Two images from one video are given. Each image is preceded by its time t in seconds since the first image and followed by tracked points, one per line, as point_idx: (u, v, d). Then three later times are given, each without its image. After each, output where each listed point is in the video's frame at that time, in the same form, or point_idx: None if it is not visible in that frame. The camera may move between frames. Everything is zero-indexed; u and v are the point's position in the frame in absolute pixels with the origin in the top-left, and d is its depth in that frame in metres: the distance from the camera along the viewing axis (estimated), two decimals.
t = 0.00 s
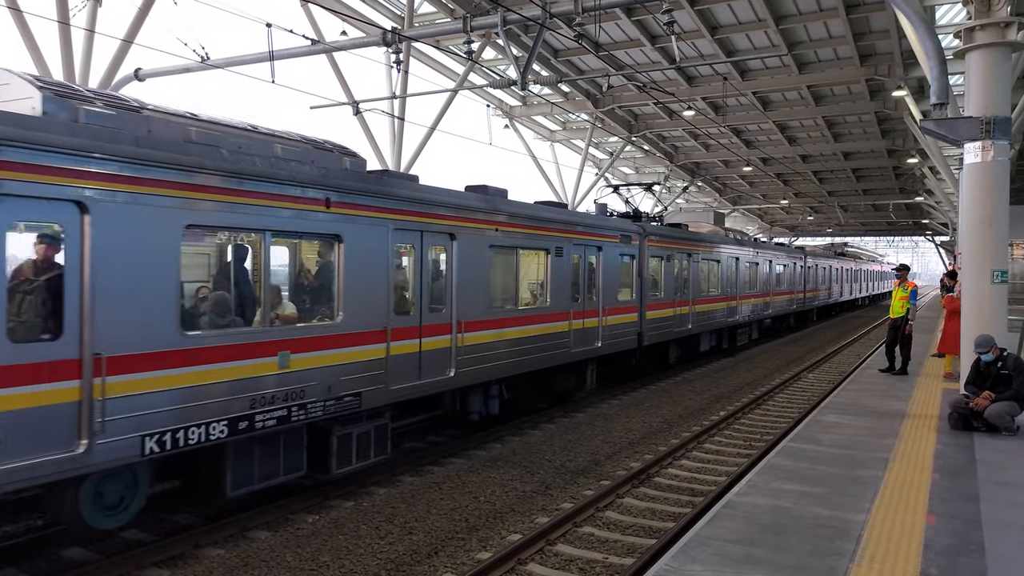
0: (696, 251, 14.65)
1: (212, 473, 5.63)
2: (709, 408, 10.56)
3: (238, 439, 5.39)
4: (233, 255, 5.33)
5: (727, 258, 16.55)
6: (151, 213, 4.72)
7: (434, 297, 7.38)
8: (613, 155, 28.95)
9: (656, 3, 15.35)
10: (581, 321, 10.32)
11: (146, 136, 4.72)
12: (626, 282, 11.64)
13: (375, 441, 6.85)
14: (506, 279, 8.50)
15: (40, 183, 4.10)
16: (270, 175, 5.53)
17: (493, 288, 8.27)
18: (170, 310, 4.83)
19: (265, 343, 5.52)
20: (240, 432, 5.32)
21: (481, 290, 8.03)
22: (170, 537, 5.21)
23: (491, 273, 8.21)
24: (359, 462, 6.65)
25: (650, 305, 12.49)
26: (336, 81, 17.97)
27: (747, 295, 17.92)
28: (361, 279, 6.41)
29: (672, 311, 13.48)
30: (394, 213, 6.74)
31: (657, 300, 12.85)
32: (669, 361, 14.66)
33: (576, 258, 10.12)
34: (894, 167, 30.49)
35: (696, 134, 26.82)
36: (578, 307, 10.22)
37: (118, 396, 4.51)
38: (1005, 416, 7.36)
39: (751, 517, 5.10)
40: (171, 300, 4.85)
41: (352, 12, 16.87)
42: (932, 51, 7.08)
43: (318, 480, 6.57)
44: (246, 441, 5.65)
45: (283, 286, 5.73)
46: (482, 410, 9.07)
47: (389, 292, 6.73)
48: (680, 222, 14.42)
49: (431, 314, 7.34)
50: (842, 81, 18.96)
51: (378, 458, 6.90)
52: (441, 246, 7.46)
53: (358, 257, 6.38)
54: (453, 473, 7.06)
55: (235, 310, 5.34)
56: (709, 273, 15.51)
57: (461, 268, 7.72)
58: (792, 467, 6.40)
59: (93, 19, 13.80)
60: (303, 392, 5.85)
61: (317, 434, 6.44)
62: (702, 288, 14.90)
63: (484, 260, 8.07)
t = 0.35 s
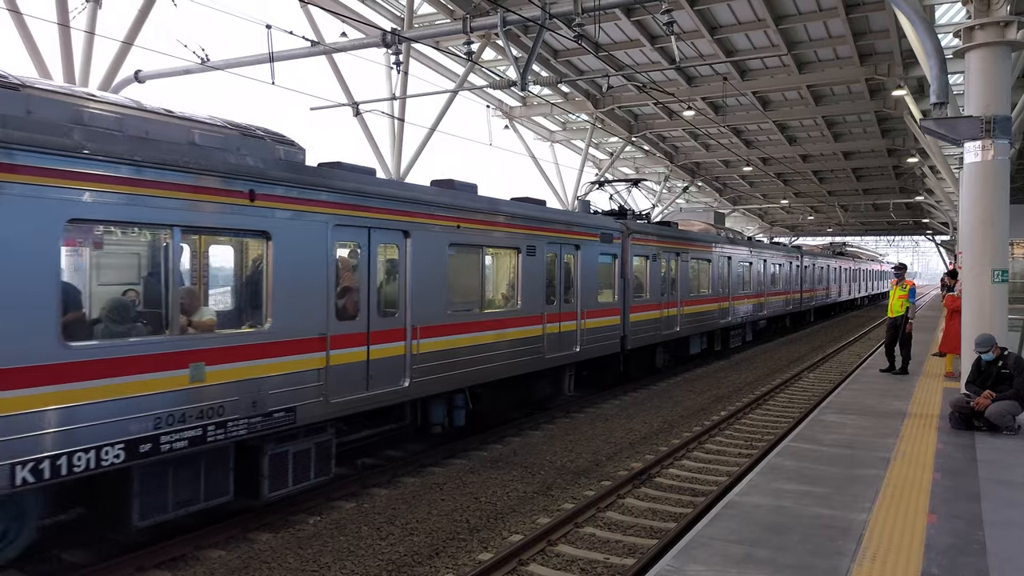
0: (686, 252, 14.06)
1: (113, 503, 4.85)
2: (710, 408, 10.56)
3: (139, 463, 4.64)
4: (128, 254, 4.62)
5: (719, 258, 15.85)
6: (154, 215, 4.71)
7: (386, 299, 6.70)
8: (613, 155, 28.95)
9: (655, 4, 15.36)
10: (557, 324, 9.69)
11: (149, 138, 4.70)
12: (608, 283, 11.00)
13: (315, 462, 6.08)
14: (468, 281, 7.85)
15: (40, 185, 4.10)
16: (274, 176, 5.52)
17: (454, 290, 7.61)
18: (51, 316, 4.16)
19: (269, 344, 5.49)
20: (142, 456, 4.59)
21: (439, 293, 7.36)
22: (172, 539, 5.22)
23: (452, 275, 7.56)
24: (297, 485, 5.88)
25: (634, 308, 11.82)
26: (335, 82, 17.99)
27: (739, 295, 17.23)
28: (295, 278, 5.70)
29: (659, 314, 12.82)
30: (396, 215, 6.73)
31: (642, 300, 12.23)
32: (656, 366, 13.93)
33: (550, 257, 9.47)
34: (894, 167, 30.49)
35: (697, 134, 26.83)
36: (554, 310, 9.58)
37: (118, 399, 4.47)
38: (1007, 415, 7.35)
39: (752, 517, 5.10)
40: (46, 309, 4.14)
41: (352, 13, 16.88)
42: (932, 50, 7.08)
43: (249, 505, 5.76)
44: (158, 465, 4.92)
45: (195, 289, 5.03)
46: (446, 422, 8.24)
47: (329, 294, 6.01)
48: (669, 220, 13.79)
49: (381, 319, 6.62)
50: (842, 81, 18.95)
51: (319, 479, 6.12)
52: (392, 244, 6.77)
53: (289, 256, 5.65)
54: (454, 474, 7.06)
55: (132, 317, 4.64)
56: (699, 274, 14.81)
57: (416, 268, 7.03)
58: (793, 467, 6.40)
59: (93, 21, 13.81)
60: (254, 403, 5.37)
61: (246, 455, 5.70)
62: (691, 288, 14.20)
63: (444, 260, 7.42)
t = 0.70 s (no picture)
0: (673, 252, 13.49)
1: None
2: (711, 409, 10.56)
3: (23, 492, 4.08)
4: (34, 255, 4.18)
5: (709, 258, 15.31)
6: (157, 217, 4.78)
7: (329, 303, 6.16)
8: (613, 156, 28.94)
9: (656, 5, 15.36)
10: (532, 329, 9.20)
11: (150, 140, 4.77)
12: (586, 283, 10.51)
13: (244, 484, 5.52)
14: (428, 282, 7.34)
15: (41, 186, 4.17)
16: (271, 177, 5.56)
17: (411, 293, 7.09)
18: None
19: (266, 345, 5.53)
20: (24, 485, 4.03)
21: (393, 295, 6.81)
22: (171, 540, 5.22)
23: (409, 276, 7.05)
24: (219, 512, 5.28)
25: (616, 310, 11.32)
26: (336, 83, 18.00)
27: (732, 297, 16.68)
28: (215, 280, 5.15)
29: (644, 316, 12.33)
30: (393, 216, 6.77)
31: (625, 303, 11.71)
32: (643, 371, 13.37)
33: (523, 256, 8.98)
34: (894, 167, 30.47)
35: (697, 135, 26.83)
36: (527, 313, 9.09)
37: (114, 400, 4.50)
38: (1008, 415, 7.34)
39: (753, 517, 5.11)
40: None
41: (352, 15, 16.89)
42: (932, 50, 7.08)
43: (166, 534, 5.17)
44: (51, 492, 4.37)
45: (93, 293, 4.50)
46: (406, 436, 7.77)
47: (259, 298, 5.47)
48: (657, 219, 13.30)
49: (323, 325, 6.07)
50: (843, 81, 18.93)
51: (250, 503, 5.55)
52: (337, 243, 6.24)
53: (206, 255, 5.08)
54: (455, 475, 7.06)
55: (22, 324, 4.13)
56: (688, 275, 14.27)
57: (366, 269, 6.49)
58: (794, 467, 6.40)
59: (94, 23, 13.82)
60: (253, 404, 5.41)
61: (162, 479, 5.13)
62: (679, 290, 13.67)
63: (399, 260, 6.87)
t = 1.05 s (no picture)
0: (662, 253, 12.97)
1: None
2: (712, 410, 10.56)
3: None
4: None
5: (700, 259, 14.75)
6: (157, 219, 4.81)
7: (263, 307, 5.59)
8: (613, 157, 28.93)
9: (656, 6, 15.36)
10: (504, 333, 8.64)
11: (149, 142, 4.80)
12: (563, 285, 9.95)
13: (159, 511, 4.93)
14: (382, 284, 6.76)
15: (43, 188, 4.19)
16: (269, 178, 5.59)
17: (360, 295, 6.51)
18: None
19: (264, 345, 5.55)
20: None
21: (337, 297, 6.22)
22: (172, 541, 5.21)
23: (357, 277, 6.46)
24: (128, 543, 4.69)
25: (597, 313, 10.79)
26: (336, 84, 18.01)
27: (724, 299, 16.17)
28: (121, 281, 4.58)
29: (628, 319, 11.80)
30: (394, 217, 6.79)
31: (607, 306, 11.17)
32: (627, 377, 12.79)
33: (493, 256, 8.42)
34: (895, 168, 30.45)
35: (698, 136, 26.83)
36: (498, 317, 8.53)
37: (113, 401, 4.51)
38: (1009, 416, 7.34)
39: (753, 518, 5.11)
40: None
41: (352, 15, 16.88)
42: (933, 51, 7.09)
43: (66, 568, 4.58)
44: None
45: None
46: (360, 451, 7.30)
47: (175, 301, 4.91)
48: (646, 217, 12.79)
49: (252, 331, 5.49)
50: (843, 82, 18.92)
51: (168, 531, 4.96)
52: (271, 241, 5.66)
53: (107, 254, 4.51)
54: (454, 476, 7.05)
55: None
56: (677, 276, 13.71)
57: (305, 269, 5.92)
58: (795, 468, 6.40)
59: (95, 24, 13.83)
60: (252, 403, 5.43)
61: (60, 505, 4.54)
62: (667, 291, 13.13)
63: (346, 260, 6.30)
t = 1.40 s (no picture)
0: (650, 251, 12.40)
1: None
2: (713, 410, 10.55)
3: None
4: None
5: (691, 259, 14.16)
6: (157, 219, 4.81)
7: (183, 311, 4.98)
8: (614, 157, 28.92)
9: (657, 6, 15.35)
10: (472, 337, 8.02)
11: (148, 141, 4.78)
12: (540, 285, 9.32)
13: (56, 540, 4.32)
14: (329, 284, 6.16)
15: (45, 187, 4.17)
16: (271, 179, 5.59)
17: (302, 297, 5.90)
18: None
19: (268, 345, 5.56)
20: None
21: (272, 299, 5.59)
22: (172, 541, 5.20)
23: (298, 277, 5.85)
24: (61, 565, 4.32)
25: (577, 315, 10.19)
26: (337, 84, 18.03)
27: (716, 300, 15.61)
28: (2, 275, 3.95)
29: (613, 322, 11.21)
30: (398, 217, 6.82)
31: (588, 307, 10.55)
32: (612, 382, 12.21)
33: (459, 253, 7.78)
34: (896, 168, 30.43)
35: (698, 136, 26.83)
36: (466, 320, 7.92)
37: (112, 399, 4.49)
38: (1009, 416, 7.33)
39: (753, 518, 5.11)
40: None
41: (353, 15, 16.87)
42: (933, 51, 7.08)
43: None
44: None
45: None
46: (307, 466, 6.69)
47: (70, 300, 4.28)
48: (634, 215, 12.26)
49: (170, 337, 4.88)
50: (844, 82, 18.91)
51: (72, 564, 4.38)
52: (192, 236, 5.04)
53: None
54: (455, 476, 7.05)
55: None
56: (666, 276, 13.09)
57: (234, 267, 5.30)
58: (795, 468, 6.40)
59: (96, 23, 13.83)
60: (254, 403, 5.43)
61: None
62: (655, 292, 12.54)
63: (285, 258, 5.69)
